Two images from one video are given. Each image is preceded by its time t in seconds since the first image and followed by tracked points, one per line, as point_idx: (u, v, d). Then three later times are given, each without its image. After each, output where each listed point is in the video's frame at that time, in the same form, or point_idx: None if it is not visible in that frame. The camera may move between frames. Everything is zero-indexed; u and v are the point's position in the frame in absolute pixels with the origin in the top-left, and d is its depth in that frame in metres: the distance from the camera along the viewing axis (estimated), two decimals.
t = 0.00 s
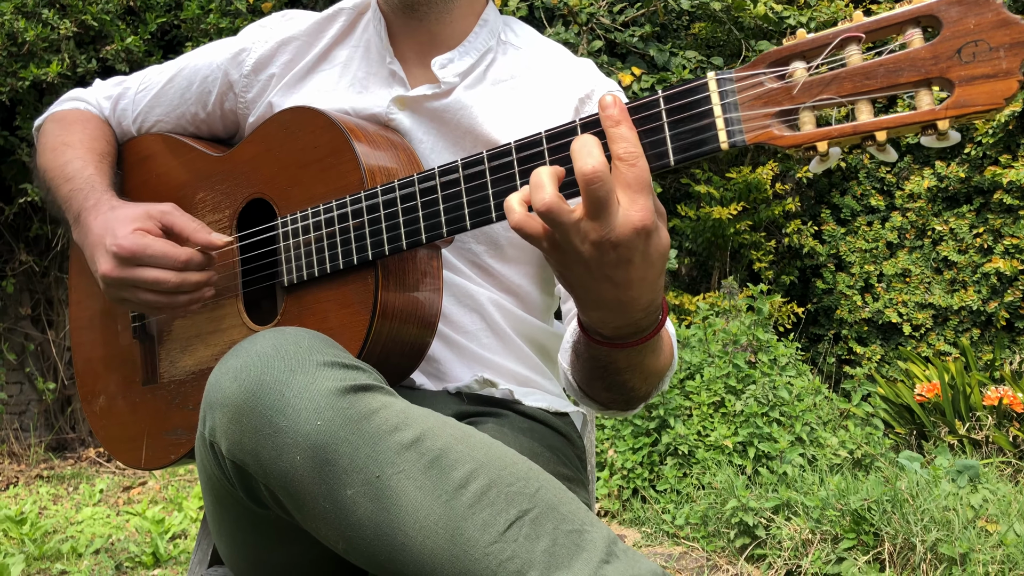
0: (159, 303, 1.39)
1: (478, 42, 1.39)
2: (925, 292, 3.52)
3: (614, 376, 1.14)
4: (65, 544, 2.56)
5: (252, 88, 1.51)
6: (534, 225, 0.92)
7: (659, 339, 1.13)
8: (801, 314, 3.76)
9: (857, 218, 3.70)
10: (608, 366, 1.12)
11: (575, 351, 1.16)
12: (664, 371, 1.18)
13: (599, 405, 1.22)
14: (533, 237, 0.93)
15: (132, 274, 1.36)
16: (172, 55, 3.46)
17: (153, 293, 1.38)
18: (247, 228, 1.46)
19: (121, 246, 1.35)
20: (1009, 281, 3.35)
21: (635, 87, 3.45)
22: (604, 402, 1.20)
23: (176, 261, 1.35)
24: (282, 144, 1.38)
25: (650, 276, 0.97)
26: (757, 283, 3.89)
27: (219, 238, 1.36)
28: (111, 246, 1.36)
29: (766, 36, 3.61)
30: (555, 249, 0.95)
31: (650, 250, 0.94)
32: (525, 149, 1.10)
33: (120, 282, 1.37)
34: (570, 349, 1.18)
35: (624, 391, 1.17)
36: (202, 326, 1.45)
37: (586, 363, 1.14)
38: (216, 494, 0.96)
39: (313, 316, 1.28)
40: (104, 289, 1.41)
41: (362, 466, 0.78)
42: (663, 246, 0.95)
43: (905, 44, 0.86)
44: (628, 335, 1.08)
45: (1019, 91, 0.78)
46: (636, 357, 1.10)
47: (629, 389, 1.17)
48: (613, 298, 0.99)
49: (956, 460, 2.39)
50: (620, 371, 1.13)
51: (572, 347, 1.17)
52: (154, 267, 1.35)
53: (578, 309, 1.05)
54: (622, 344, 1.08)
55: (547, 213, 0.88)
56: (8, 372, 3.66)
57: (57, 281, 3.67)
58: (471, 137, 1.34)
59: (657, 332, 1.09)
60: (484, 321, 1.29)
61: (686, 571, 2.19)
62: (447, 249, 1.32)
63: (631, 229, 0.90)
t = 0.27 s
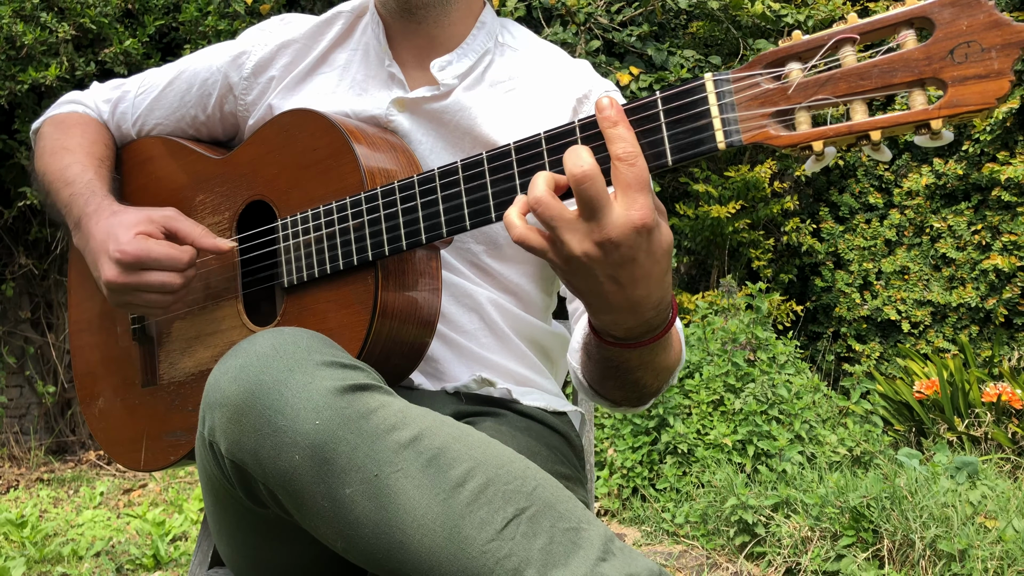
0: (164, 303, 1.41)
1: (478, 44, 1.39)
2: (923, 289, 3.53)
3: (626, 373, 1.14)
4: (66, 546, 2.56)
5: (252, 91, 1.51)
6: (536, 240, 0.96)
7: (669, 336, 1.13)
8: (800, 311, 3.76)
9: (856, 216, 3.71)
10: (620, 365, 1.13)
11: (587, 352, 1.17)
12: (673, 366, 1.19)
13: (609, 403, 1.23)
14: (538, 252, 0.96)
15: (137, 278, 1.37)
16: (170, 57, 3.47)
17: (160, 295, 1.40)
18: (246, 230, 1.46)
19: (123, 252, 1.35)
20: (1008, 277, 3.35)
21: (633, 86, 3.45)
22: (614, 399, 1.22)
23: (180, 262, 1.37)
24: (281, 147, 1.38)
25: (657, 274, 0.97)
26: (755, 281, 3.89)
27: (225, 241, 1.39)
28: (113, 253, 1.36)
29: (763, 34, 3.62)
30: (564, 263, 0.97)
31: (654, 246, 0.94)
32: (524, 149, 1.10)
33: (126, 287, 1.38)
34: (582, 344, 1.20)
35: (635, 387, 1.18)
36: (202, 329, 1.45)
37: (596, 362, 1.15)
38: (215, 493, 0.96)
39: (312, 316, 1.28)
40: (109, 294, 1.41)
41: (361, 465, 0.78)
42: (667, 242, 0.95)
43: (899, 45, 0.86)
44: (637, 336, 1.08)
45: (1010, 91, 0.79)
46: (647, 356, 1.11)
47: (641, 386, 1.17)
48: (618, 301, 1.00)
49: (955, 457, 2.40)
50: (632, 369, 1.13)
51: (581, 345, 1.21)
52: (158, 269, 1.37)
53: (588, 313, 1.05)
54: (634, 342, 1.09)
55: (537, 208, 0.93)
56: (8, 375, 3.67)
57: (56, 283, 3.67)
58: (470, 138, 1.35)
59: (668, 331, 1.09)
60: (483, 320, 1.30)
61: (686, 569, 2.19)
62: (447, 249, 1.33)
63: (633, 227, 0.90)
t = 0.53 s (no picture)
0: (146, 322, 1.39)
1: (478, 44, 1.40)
2: (922, 290, 3.53)
3: (623, 372, 1.14)
4: (66, 545, 2.56)
5: (252, 90, 1.52)
6: (534, 230, 0.95)
7: (666, 336, 1.14)
8: (799, 312, 3.77)
9: (855, 216, 3.71)
10: (617, 364, 1.13)
11: (585, 351, 1.17)
12: (672, 366, 1.19)
13: (607, 403, 1.23)
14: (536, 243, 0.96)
15: (121, 293, 1.35)
16: (169, 57, 3.47)
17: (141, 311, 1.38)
18: (247, 229, 1.46)
19: (109, 265, 1.34)
20: (1006, 278, 3.36)
21: (632, 86, 3.45)
22: (612, 400, 1.22)
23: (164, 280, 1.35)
24: (282, 146, 1.39)
25: (655, 273, 0.97)
26: (755, 281, 3.90)
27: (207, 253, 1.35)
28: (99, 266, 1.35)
29: (762, 35, 3.62)
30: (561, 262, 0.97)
31: (651, 245, 0.94)
32: (524, 147, 1.10)
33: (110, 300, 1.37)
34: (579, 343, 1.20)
35: (632, 387, 1.18)
36: (203, 327, 1.45)
37: (593, 360, 1.15)
38: (218, 492, 0.97)
39: (313, 315, 1.29)
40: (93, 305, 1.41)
41: (363, 463, 0.79)
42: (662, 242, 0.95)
43: (897, 43, 0.86)
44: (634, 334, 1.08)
45: (1009, 89, 0.79)
46: (645, 355, 1.11)
47: (638, 387, 1.17)
48: (616, 298, 0.99)
49: (954, 457, 2.40)
50: (629, 369, 1.13)
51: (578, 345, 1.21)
52: (142, 285, 1.35)
53: (585, 310, 1.05)
54: (631, 341, 1.08)
55: (536, 203, 0.92)
56: (7, 374, 3.66)
57: (55, 283, 3.67)
58: (470, 138, 1.35)
59: (665, 329, 1.09)
60: (484, 319, 1.30)
61: (686, 568, 2.20)
62: (447, 248, 1.33)
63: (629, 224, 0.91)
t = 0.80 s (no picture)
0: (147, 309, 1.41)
1: (477, 44, 1.39)
2: (922, 289, 3.54)
3: (612, 369, 1.14)
4: (66, 545, 2.57)
5: (253, 91, 1.52)
6: (528, 214, 0.96)
7: (656, 334, 1.14)
8: (799, 311, 3.77)
9: (854, 215, 3.71)
10: (607, 359, 1.12)
11: (575, 344, 1.16)
12: (662, 366, 1.19)
13: (597, 402, 1.23)
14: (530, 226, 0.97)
15: (115, 287, 1.38)
16: (169, 57, 3.47)
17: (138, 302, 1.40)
18: (248, 228, 1.46)
19: (102, 261, 1.35)
20: (1006, 277, 3.36)
21: (631, 86, 3.45)
22: (602, 399, 1.21)
23: (156, 273, 1.37)
24: (282, 145, 1.39)
25: (646, 268, 0.97)
26: (754, 281, 3.90)
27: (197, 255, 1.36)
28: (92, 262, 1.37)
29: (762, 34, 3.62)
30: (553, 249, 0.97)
31: (644, 240, 0.94)
32: (521, 142, 1.11)
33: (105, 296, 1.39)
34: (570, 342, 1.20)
35: (622, 385, 1.18)
36: (205, 327, 1.45)
37: (584, 356, 1.15)
38: (222, 490, 0.97)
39: (314, 313, 1.29)
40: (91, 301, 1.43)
41: (366, 461, 0.79)
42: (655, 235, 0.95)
43: (891, 35, 0.87)
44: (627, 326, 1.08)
45: (1003, 78, 0.79)
46: (634, 350, 1.11)
47: (628, 384, 1.17)
48: (607, 290, 1.00)
49: (954, 456, 2.40)
50: (618, 365, 1.13)
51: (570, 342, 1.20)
52: (136, 278, 1.37)
53: (575, 300, 1.05)
54: (619, 333, 1.08)
55: (537, 193, 0.91)
56: (8, 374, 3.66)
57: (55, 282, 3.67)
58: (470, 138, 1.35)
59: (653, 325, 1.09)
60: (484, 318, 1.30)
61: (686, 567, 2.20)
62: (447, 246, 1.34)
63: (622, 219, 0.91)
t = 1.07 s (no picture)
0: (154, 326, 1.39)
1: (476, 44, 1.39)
2: (923, 287, 3.54)
3: (583, 362, 1.13)
4: (69, 543, 2.57)
5: (254, 90, 1.52)
6: (522, 187, 0.94)
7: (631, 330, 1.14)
8: (800, 309, 3.77)
9: (855, 213, 3.71)
10: (580, 350, 1.11)
11: (550, 333, 1.14)
12: (635, 365, 1.20)
13: (565, 397, 1.21)
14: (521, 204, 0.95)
15: (126, 303, 1.36)
16: (171, 56, 3.47)
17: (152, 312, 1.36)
18: (248, 225, 1.46)
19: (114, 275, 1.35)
20: (1007, 274, 3.36)
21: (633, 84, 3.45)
22: (571, 393, 1.19)
23: (166, 294, 1.34)
24: (281, 142, 1.39)
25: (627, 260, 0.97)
26: (756, 279, 3.90)
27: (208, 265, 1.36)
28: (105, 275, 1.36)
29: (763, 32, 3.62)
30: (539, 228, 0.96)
31: (632, 234, 0.94)
32: (515, 134, 1.09)
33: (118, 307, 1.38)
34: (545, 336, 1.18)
35: (593, 381, 1.17)
36: (208, 323, 1.45)
37: (558, 348, 1.13)
38: (226, 484, 0.97)
39: (314, 309, 1.29)
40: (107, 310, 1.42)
41: (370, 456, 0.79)
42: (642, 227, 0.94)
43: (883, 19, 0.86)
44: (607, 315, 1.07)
45: (996, 60, 0.79)
46: (607, 342, 1.11)
47: (599, 380, 1.17)
48: (587, 275, 0.99)
49: (956, 453, 2.41)
50: (590, 358, 1.13)
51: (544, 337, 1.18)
52: (146, 297, 1.35)
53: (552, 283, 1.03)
54: (594, 321, 1.07)
55: (536, 174, 0.89)
56: (10, 373, 3.67)
57: (58, 282, 3.67)
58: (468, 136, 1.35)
59: (627, 317, 1.09)
60: (485, 314, 1.30)
61: (688, 564, 2.20)
62: (446, 241, 1.33)
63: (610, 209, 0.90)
